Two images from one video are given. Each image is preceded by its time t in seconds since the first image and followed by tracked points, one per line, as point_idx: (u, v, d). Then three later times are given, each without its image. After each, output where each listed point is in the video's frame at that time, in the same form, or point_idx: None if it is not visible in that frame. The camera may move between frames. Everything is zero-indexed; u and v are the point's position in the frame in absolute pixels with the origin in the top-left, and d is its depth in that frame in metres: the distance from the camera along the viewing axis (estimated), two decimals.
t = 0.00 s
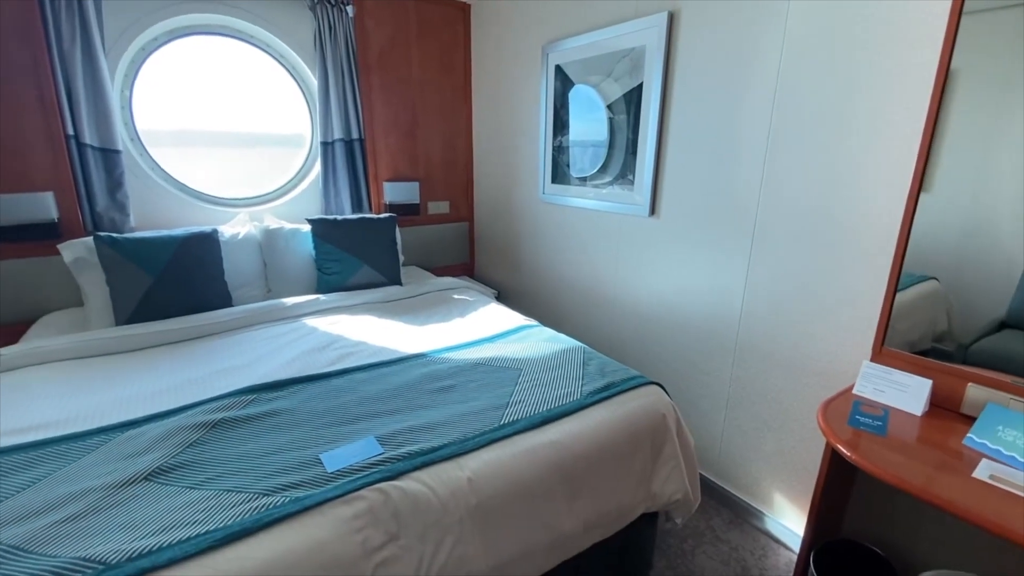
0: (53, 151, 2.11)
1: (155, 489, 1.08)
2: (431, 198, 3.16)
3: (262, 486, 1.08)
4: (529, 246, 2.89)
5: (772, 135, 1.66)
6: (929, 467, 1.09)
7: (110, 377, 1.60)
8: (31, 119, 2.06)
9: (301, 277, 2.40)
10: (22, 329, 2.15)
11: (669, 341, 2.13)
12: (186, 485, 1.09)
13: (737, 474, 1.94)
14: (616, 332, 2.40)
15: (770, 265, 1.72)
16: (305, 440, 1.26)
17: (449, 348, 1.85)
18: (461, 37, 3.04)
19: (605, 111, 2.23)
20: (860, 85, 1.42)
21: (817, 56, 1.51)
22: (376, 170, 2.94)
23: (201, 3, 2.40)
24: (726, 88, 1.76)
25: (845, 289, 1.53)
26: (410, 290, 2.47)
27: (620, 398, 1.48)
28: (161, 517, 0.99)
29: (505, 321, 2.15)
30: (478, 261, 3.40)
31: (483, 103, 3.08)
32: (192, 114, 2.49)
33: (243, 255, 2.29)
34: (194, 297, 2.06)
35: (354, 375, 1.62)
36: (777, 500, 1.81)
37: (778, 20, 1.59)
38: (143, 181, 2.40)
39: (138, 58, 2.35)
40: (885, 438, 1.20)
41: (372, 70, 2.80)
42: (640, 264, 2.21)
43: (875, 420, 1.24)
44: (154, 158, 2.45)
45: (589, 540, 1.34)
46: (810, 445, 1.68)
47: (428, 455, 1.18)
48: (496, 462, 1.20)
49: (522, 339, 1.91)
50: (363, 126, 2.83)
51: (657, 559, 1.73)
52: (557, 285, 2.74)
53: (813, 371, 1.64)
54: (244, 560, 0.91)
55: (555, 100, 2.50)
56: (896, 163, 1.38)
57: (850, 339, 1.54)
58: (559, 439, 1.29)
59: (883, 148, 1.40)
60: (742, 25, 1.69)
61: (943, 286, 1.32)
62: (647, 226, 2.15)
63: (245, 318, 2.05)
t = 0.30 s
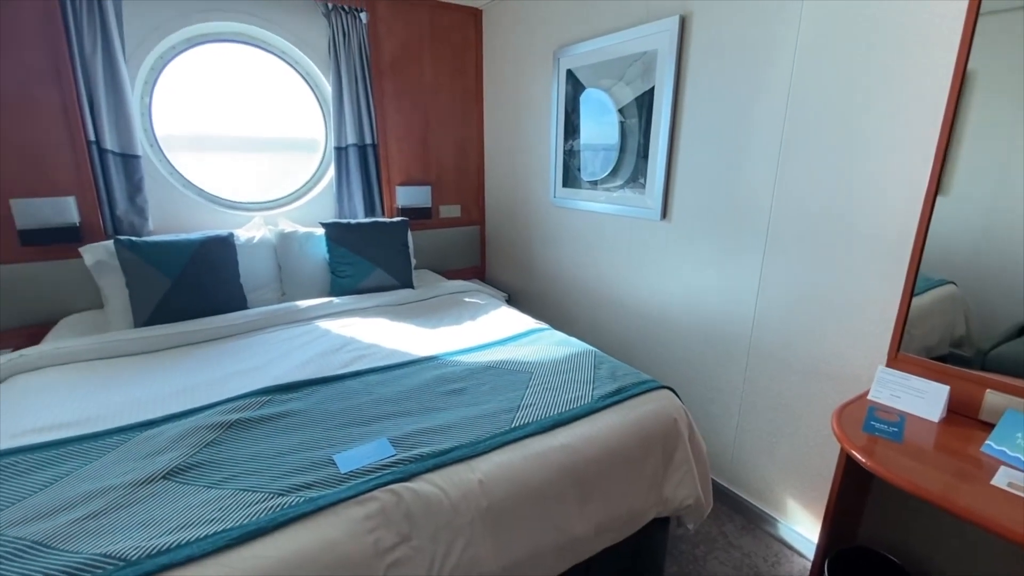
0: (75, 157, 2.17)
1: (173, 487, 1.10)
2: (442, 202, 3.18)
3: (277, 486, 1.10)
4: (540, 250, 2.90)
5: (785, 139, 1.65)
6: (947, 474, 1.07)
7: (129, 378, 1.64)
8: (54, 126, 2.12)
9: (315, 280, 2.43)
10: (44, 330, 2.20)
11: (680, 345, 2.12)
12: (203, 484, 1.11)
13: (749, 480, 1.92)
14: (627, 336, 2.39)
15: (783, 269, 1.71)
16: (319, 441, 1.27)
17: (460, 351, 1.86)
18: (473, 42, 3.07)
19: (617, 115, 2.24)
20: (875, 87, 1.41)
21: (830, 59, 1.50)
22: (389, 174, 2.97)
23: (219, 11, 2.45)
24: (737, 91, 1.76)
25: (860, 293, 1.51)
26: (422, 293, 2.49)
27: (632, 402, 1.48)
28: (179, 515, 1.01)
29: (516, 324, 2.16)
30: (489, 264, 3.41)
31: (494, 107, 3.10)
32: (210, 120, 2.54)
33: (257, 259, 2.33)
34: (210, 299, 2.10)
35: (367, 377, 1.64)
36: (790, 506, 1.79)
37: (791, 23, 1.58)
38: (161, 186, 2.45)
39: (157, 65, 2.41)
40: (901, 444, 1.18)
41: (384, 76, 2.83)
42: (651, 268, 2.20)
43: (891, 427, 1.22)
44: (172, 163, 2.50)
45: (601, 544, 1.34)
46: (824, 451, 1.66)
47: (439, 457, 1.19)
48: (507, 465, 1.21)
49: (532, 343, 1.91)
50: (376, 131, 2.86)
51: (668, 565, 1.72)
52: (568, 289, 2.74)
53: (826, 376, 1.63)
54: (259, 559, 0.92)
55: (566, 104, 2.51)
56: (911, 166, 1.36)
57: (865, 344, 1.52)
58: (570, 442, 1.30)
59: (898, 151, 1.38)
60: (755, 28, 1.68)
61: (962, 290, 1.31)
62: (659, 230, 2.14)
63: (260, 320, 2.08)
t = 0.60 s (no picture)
0: (102, 162, 2.24)
1: (194, 484, 1.13)
2: (457, 205, 3.20)
3: (295, 484, 1.11)
4: (554, 253, 2.90)
5: (803, 141, 1.63)
6: (971, 482, 1.05)
7: (151, 377, 1.68)
8: (82, 132, 2.18)
9: (331, 282, 2.46)
10: (71, 328, 2.27)
11: (696, 349, 2.11)
12: (223, 481, 1.13)
13: (766, 486, 1.90)
14: (642, 339, 2.38)
15: (801, 272, 1.69)
16: (335, 441, 1.29)
17: (474, 353, 1.87)
18: (488, 46, 3.09)
19: (632, 117, 2.23)
20: (897, 88, 1.39)
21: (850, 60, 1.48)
22: (404, 177, 3.00)
23: (240, 19, 2.50)
24: (755, 94, 1.75)
25: (881, 297, 1.49)
26: (436, 295, 2.51)
27: (646, 406, 1.47)
28: (199, 511, 1.03)
29: (530, 327, 2.16)
30: (503, 267, 3.42)
31: (508, 111, 3.12)
32: (231, 125, 2.60)
33: (276, 261, 2.37)
34: (230, 300, 2.14)
35: (382, 378, 1.65)
36: (808, 514, 1.76)
37: (809, 25, 1.57)
38: (184, 189, 2.51)
39: (181, 72, 2.47)
40: (924, 452, 1.16)
41: (401, 81, 2.87)
42: (667, 271, 2.19)
43: (912, 434, 1.20)
44: (195, 167, 2.56)
45: (615, 548, 1.33)
46: (843, 457, 1.63)
47: (454, 458, 1.20)
48: (521, 467, 1.21)
49: (546, 345, 1.91)
50: (392, 136, 2.89)
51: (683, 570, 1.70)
52: (582, 292, 2.74)
53: (846, 381, 1.60)
54: (278, 556, 0.94)
55: (581, 108, 2.51)
56: (935, 168, 1.34)
57: (885, 350, 1.49)
58: (584, 445, 1.30)
59: (921, 152, 1.36)
60: (773, 31, 1.67)
61: (986, 294, 1.28)
62: (674, 233, 2.13)
63: (278, 321, 2.11)
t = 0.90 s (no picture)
0: (131, 166, 2.31)
1: (218, 482, 1.15)
2: (474, 208, 3.22)
3: (316, 484, 1.13)
4: (570, 256, 2.90)
5: (825, 145, 1.61)
6: (1000, 493, 1.02)
7: (177, 376, 1.72)
8: (112, 138, 2.25)
9: (350, 284, 2.50)
10: (100, 327, 2.36)
11: (714, 354, 2.09)
12: (247, 480, 1.16)
13: (787, 494, 1.87)
14: (659, 343, 2.37)
15: (823, 277, 1.66)
16: (355, 442, 1.31)
17: (491, 356, 1.88)
18: (506, 51, 3.11)
19: (650, 121, 2.22)
20: (923, 91, 1.36)
21: (875, 63, 1.46)
22: (422, 181, 3.03)
23: (264, 26, 2.56)
24: (776, 97, 1.74)
25: (906, 304, 1.46)
26: (453, 298, 2.53)
27: (664, 411, 1.46)
28: (224, 509, 1.06)
29: (546, 330, 2.16)
30: (518, 270, 3.44)
31: (526, 114, 3.13)
32: (254, 130, 2.66)
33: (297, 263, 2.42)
34: (252, 302, 2.18)
35: (400, 380, 1.67)
36: (829, 523, 1.73)
37: (832, 27, 1.55)
38: (208, 194, 2.57)
39: (206, 79, 2.53)
40: (951, 462, 1.13)
41: (419, 85, 2.90)
42: (685, 275, 2.17)
43: (939, 443, 1.17)
44: (219, 171, 2.62)
45: (632, 554, 1.33)
46: (865, 466, 1.60)
47: (471, 461, 1.21)
48: (538, 471, 1.21)
49: (563, 349, 1.92)
50: (410, 140, 2.93)
51: None
52: (599, 295, 2.73)
53: (869, 388, 1.57)
54: (299, 554, 0.95)
55: (598, 111, 2.51)
56: (962, 172, 1.31)
57: (910, 357, 1.46)
58: (602, 450, 1.29)
59: (947, 156, 1.33)
60: (796, 33, 1.65)
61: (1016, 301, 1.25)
62: (693, 237, 2.12)
63: (298, 323, 2.15)
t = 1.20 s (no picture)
0: (159, 169, 2.37)
1: (243, 479, 1.17)
2: (491, 210, 3.23)
3: (338, 482, 1.15)
4: (589, 258, 2.89)
5: (852, 146, 1.58)
6: None
7: (202, 374, 1.76)
8: (142, 141, 2.32)
9: (370, 285, 2.53)
10: (128, 325, 2.43)
11: (735, 358, 2.06)
12: (271, 477, 1.18)
13: (810, 502, 1.83)
14: (678, 347, 2.35)
15: (849, 281, 1.63)
16: (375, 441, 1.32)
17: (509, 358, 1.88)
18: (525, 53, 3.12)
19: (671, 122, 2.20)
20: (955, 90, 1.33)
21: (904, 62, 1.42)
22: (441, 183, 3.05)
23: (288, 31, 2.61)
24: (801, 98, 1.71)
25: (936, 309, 1.42)
26: (471, 299, 2.54)
27: (685, 416, 1.45)
28: (249, 505, 1.08)
29: (564, 333, 2.16)
30: (536, 272, 3.44)
31: (544, 116, 3.13)
32: (277, 134, 2.71)
33: (318, 264, 2.46)
34: (275, 302, 2.22)
35: (420, 381, 1.68)
36: (854, 532, 1.69)
37: (859, 26, 1.52)
38: (233, 196, 2.62)
39: (232, 83, 2.59)
40: (984, 473, 1.10)
41: (439, 88, 2.92)
42: (706, 278, 2.15)
43: (972, 454, 1.14)
44: (243, 174, 2.68)
45: (652, 559, 1.31)
46: (892, 475, 1.56)
47: (491, 463, 1.21)
48: (558, 473, 1.21)
49: (581, 352, 1.91)
50: (429, 143, 2.95)
51: None
52: (617, 298, 2.72)
53: (897, 395, 1.53)
54: (322, 551, 0.97)
55: (618, 113, 2.50)
56: (996, 174, 1.27)
57: (941, 364, 1.42)
58: (622, 454, 1.28)
59: (980, 157, 1.30)
60: (822, 32, 1.62)
61: None
62: (714, 239, 2.09)
63: (319, 323, 2.18)
